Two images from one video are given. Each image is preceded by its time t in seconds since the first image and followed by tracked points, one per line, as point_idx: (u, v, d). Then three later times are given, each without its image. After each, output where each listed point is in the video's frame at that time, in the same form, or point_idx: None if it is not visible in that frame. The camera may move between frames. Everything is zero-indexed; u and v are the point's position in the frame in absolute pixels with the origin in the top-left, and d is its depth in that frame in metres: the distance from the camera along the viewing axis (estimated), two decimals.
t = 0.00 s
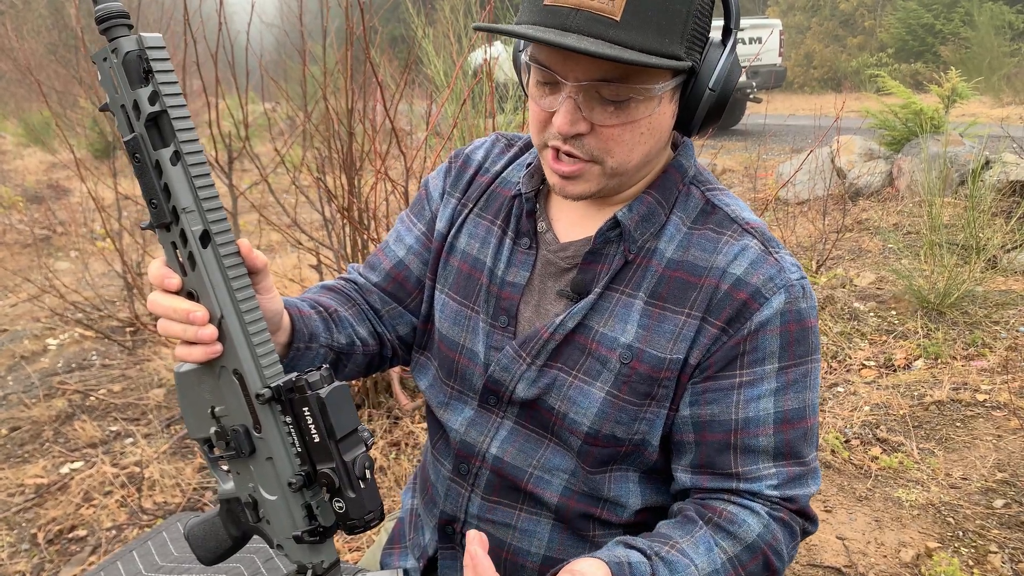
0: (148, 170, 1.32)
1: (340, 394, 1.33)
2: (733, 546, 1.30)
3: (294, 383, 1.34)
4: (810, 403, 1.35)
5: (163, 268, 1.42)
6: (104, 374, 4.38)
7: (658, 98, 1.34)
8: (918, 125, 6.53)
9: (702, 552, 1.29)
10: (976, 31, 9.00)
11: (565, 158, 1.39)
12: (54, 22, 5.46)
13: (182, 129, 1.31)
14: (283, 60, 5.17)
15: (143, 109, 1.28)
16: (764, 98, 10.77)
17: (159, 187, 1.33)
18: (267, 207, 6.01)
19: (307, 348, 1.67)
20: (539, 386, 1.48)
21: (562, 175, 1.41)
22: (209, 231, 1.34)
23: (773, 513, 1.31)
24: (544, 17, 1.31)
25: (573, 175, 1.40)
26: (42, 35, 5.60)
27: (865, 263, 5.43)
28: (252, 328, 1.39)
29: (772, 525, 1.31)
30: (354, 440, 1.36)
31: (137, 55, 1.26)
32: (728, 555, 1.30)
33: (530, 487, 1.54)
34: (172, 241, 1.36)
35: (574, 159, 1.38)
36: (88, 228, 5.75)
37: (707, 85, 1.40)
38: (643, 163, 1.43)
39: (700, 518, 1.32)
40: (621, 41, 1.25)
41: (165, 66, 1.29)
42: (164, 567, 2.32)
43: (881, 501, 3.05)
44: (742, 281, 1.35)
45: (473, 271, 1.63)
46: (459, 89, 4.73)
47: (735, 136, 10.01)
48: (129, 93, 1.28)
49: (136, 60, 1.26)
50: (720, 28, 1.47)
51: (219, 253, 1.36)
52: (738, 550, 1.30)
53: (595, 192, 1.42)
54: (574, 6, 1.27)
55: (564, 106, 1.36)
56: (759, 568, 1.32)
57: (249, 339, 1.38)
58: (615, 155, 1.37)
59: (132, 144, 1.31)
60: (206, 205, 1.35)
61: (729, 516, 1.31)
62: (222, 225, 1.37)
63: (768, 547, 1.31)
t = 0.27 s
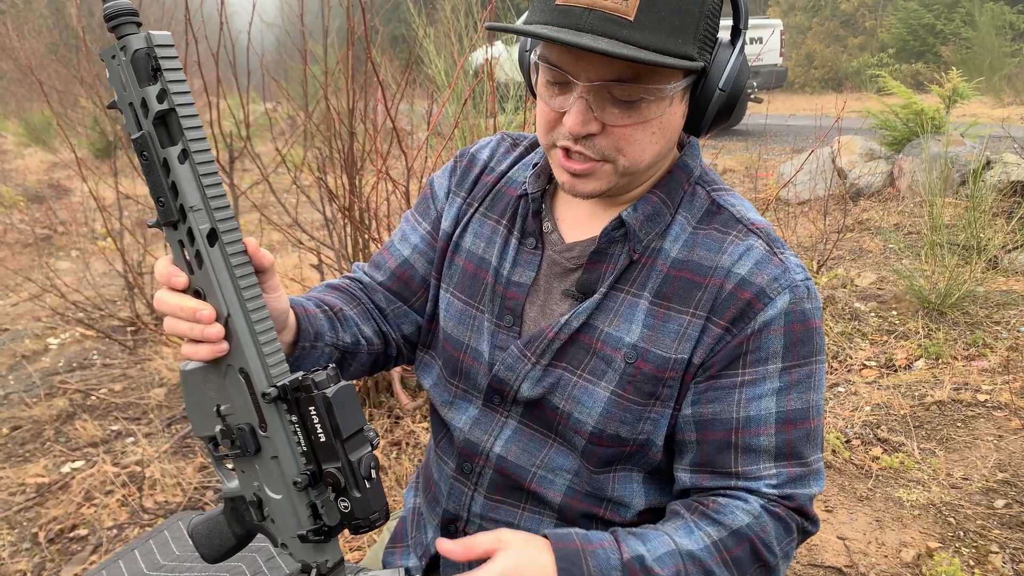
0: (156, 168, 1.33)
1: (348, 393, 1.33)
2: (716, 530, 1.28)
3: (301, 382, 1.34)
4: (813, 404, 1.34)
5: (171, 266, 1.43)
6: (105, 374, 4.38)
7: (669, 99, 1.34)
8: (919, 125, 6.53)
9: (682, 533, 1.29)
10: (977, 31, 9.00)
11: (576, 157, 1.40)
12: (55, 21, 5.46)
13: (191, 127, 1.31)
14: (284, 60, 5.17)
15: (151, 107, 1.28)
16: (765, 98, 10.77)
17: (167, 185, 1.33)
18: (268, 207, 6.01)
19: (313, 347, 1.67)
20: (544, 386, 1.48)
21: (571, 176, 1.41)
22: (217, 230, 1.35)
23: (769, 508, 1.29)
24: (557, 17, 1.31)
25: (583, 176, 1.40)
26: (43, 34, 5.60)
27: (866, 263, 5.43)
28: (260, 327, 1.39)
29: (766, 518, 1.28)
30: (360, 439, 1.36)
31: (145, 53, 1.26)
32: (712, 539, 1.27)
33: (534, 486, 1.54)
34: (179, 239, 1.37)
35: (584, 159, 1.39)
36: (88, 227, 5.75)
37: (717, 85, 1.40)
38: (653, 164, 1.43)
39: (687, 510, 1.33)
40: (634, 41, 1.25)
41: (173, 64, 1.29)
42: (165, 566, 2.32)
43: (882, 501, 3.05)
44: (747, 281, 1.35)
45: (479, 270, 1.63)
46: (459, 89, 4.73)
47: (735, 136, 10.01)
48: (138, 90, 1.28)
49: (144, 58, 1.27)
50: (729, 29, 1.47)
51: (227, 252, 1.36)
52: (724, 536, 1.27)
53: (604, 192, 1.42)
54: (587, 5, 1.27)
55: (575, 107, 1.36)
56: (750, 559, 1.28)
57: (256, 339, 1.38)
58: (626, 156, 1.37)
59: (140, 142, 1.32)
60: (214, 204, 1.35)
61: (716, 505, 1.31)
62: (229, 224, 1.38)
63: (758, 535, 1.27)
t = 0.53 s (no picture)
0: (162, 168, 1.33)
1: (353, 395, 1.32)
2: (692, 512, 1.26)
3: (307, 384, 1.33)
4: (807, 403, 1.32)
5: (176, 266, 1.43)
6: (105, 374, 4.38)
7: (678, 100, 1.34)
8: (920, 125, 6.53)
9: (655, 511, 1.28)
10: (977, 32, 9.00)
11: (583, 157, 1.40)
12: (56, 21, 5.46)
13: (197, 126, 1.31)
14: (285, 59, 5.17)
15: (157, 106, 1.28)
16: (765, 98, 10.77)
17: (173, 184, 1.33)
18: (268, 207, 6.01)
19: (317, 347, 1.67)
20: (545, 381, 1.48)
21: (578, 174, 1.42)
22: (223, 230, 1.35)
23: (748, 498, 1.27)
24: (567, 16, 1.31)
25: (590, 174, 1.40)
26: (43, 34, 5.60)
27: (866, 263, 5.43)
28: (266, 327, 1.39)
29: (744, 506, 1.26)
30: (365, 441, 1.33)
31: (152, 52, 1.26)
32: (687, 520, 1.26)
33: (535, 484, 1.55)
34: (185, 239, 1.37)
35: (591, 158, 1.39)
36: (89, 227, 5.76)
37: (726, 86, 1.41)
38: (659, 164, 1.43)
39: (664, 494, 1.33)
40: (645, 41, 1.25)
41: (180, 63, 1.29)
42: (166, 566, 2.32)
43: (882, 501, 3.06)
44: (747, 277, 1.35)
45: (482, 267, 1.64)
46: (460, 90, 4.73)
47: (736, 136, 10.01)
48: (144, 89, 1.29)
49: (151, 56, 1.27)
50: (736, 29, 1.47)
51: (233, 252, 1.36)
52: (698, 518, 1.26)
53: (610, 192, 1.42)
54: (599, 5, 1.27)
55: (583, 107, 1.36)
56: (723, 546, 1.25)
57: (262, 339, 1.38)
58: (633, 156, 1.37)
59: (146, 141, 1.32)
60: (219, 203, 1.35)
61: (695, 491, 1.30)
62: (235, 224, 1.38)
63: (734, 522, 1.25)
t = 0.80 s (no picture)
0: (170, 167, 1.33)
1: (361, 398, 1.31)
2: (675, 508, 1.27)
3: (315, 385, 1.33)
4: (803, 401, 1.31)
5: (182, 266, 1.43)
6: (105, 374, 4.38)
7: (678, 95, 1.35)
8: (920, 126, 6.54)
9: (638, 505, 1.30)
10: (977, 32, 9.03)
11: (584, 153, 1.40)
12: (57, 21, 5.46)
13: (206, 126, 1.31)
14: (285, 59, 5.17)
15: (166, 105, 1.28)
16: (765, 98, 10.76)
17: (180, 184, 1.33)
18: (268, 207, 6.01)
19: (320, 348, 1.67)
20: (544, 378, 1.48)
21: (579, 170, 1.42)
22: (230, 230, 1.35)
23: (736, 494, 1.26)
24: (568, 12, 1.30)
25: (591, 171, 1.40)
26: (44, 34, 5.60)
27: (866, 264, 5.43)
28: (272, 327, 1.39)
29: (730, 503, 1.26)
30: (372, 444, 1.33)
31: (161, 50, 1.26)
32: (670, 515, 1.27)
33: (534, 484, 1.54)
34: (192, 238, 1.37)
35: (592, 153, 1.39)
36: (89, 227, 5.76)
37: (726, 82, 1.41)
38: (660, 161, 1.43)
39: (648, 490, 1.34)
40: (647, 36, 1.25)
41: (188, 61, 1.29)
42: (166, 566, 2.33)
43: (882, 501, 3.06)
44: (745, 274, 1.35)
45: (481, 265, 1.64)
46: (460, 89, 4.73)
47: (736, 137, 10.01)
48: (152, 87, 1.28)
49: (160, 55, 1.26)
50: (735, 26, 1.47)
51: (240, 252, 1.36)
52: (682, 513, 1.27)
53: (611, 188, 1.42)
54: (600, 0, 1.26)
55: (585, 102, 1.35)
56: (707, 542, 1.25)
57: (268, 338, 1.38)
58: (634, 152, 1.37)
59: (154, 140, 1.31)
60: (227, 203, 1.35)
61: (680, 486, 1.30)
62: (243, 224, 1.38)
63: (718, 517, 1.25)
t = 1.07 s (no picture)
0: (170, 168, 1.33)
1: (362, 399, 1.34)
2: (700, 530, 1.21)
3: (316, 386, 1.35)
4: (804, 402, 1.32)
5: (182, 267, 1.43)
6: (105, 374, 4.39)
7: (671, 92, 1.35)
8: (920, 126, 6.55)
9: (663, 532, 1.20)
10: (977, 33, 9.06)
11: (579, 153, 1.40)
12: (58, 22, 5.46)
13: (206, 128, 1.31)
14: (285, 60, 5.18)
15: (166, 106, 1.28)
16: (765, 99, 10.77)
17: (180, 186, 1.34)
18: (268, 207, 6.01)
19: (319, 349, 1.67)
20: (541, 381, 1.48)
21: (574, 171, 1.42)
22: (231, 231, 1.35)
23: (752, 508, 1.25)
24: (561, 11, 1.31)
25: (586, 171, 1.40)
26: (44, 35, 5.61)
27: (866, 264, 5.43)
28: (271, 328, 1.39)
29: (749, 517, 1.24)
30: (373, 445, 1.36)
31: (160, 50, 1.26)
32: (696, 540, 1.20)
33: (532, 486, 1.54)
34: (192, 240, 1.37)
35: (587, 153, 1.39)
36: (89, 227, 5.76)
37: (718, 81, 1.41)
38: (655, 159, 1.43)
39: (669, 508, 1.27)
40: (639, 34, 1.25)
41: (188, 62, 1.29)
42: (166, 567, 2.33)
43: (882, 501, 3.06)
44: (743, 276, 1.36)
45: (477, 266, 1.64)
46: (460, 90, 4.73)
47: (736, 137, 10.01)
48: (152, 88, 1.28)
49: (159, 55, 1.26)
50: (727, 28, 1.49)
51: (240, 253, 1.36)
52: (706, 536, 1.21)
53: (605, 187, 1.42)
54: None
55: (578, 101, 1.36)
56: (730, 562, 1.21)
57: (266, 339, 1.38)
58: (628, 150, 1.37)
59: (154, 141, 1.32)
60: (227, 204, 1.35)
61: (700, 505, 1.25)
62: (244, 227, 1.38)
63: (741, 535, 1.22)
